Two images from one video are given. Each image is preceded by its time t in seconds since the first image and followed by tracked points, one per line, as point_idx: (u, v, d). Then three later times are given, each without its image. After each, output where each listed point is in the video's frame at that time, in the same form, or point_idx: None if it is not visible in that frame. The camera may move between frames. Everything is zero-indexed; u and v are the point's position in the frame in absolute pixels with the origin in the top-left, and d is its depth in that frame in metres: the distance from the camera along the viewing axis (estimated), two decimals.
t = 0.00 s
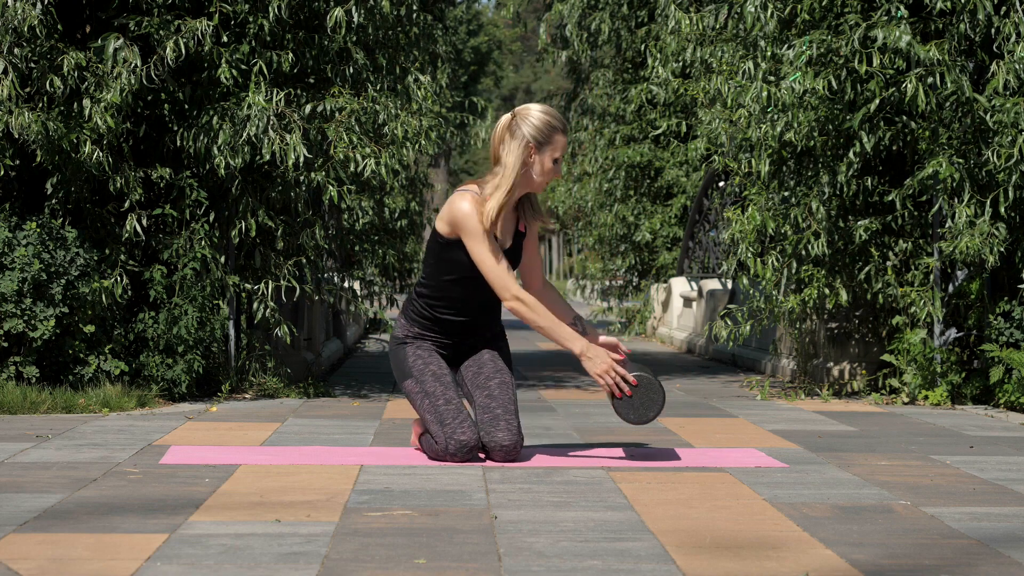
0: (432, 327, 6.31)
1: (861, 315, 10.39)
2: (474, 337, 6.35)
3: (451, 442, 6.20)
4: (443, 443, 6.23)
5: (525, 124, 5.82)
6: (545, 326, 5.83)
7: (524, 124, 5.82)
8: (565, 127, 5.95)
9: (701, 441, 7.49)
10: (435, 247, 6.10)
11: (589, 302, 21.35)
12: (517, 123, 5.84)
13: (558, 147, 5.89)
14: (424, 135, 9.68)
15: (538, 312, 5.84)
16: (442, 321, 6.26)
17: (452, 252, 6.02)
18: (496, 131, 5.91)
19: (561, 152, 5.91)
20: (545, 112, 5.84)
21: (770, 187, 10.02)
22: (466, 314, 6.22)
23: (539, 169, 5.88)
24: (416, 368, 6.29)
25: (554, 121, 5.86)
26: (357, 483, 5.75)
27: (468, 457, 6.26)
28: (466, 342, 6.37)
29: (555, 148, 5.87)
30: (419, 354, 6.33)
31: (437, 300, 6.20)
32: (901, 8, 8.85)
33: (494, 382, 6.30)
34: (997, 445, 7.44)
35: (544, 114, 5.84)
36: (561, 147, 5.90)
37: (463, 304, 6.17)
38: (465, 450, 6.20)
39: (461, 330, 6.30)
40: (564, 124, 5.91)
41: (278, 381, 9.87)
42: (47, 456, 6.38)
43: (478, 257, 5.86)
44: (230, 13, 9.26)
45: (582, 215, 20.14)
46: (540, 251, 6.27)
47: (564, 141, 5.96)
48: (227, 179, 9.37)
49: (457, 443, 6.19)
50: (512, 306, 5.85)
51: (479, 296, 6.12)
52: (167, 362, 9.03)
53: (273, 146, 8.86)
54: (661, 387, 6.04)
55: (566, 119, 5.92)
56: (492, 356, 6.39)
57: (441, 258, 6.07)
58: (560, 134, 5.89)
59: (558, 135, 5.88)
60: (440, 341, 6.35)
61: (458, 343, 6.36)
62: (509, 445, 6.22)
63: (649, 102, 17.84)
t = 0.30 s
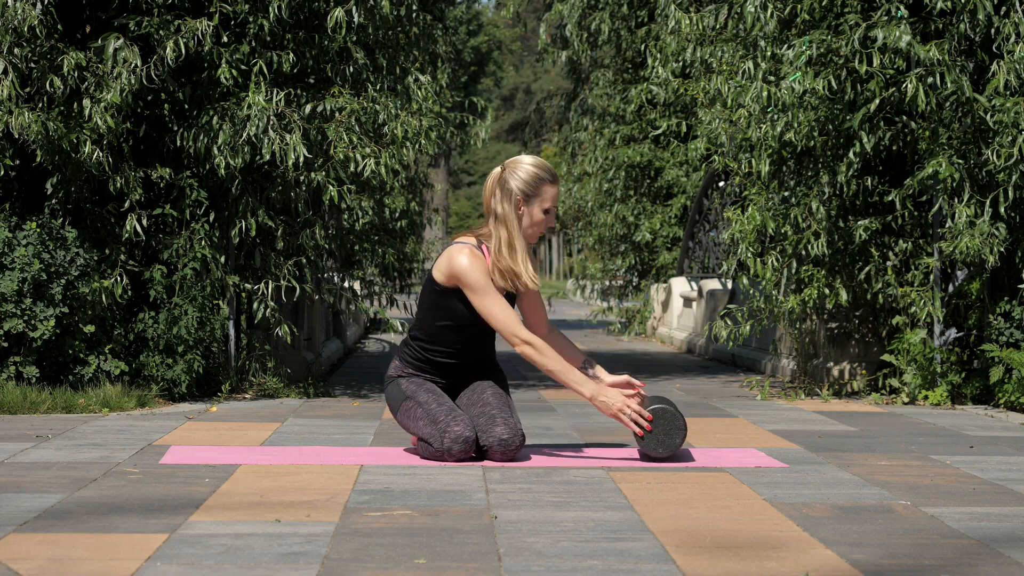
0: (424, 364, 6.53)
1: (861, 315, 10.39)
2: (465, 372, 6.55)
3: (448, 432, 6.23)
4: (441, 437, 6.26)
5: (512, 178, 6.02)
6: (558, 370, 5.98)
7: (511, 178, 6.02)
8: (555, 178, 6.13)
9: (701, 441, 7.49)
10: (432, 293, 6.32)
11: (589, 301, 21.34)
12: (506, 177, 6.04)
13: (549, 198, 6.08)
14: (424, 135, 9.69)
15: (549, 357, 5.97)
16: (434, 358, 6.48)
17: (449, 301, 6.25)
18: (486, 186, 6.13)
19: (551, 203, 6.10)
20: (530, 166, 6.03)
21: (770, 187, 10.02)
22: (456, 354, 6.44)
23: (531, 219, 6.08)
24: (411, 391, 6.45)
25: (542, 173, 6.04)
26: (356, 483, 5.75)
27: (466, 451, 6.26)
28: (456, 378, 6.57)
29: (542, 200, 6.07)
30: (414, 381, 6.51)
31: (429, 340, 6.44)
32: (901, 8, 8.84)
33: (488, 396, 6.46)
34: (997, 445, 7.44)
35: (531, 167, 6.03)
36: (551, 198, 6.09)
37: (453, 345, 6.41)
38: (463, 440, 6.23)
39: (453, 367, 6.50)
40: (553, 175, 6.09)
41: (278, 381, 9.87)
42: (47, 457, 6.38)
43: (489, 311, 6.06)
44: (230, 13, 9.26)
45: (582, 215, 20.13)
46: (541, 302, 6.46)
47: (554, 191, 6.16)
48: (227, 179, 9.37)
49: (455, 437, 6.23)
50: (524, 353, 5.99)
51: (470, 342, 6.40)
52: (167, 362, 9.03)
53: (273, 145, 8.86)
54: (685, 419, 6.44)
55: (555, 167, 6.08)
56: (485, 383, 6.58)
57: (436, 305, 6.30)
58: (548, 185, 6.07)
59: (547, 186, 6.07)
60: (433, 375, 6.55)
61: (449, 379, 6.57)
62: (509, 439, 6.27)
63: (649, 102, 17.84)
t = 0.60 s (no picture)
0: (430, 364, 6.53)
1: (861, 315, 10.39)
2: (473, 373, 6.54)
3: (434, 426, 6.23)
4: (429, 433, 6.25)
5: (512, 175, 5.98)
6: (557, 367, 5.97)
7: (512, 175, 5.98)
8: (559, 173, 6.02)
9: (701, 441, 7.49)
10: (438, 290, 6.35)
11: (589, 301, 21.33)
12: (507, 174, 6.01)
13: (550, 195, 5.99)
14: (424, 135, 9.69)
15: (549, 354, 5.98)
16: (441, 357, 6.48)
17: (455, 296, 6.26)
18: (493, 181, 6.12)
19: (551, 201, 6.00)
20: (530, 164, 5.96)
21: (770, 187, 10.03)
22: (463, 352, 6.44)
23: (530, 216, 6.02)
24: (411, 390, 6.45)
25: (543, 171, 5.96)
26: (357, 483, 5.75)
27: (450, 448, 6.25)
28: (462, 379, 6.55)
29: (542, 197, 5.98)
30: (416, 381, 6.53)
31: (436, 337, 6.45)
32: (901, 8, 8.84)
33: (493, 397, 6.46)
34: (997, 445, 7.44)
35: (531, 164, 5.98)
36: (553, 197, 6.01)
37: (460, 344, 6.41)
38: (449, 436, 6.21)
39: (460, 366, 6.50)
40: (556, 173, 6.01)
41: (278, 381, 9.87)
42: (47, 456, 6.38)
43: (490, 303, 6.07)
44: (230, 13, 9.27)
45: (582, 215, 20.13)
46: (542, 298, 6.55)
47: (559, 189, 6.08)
48: (227, 179, 9.37)
49: (442, 432, 6.21)
50: (524, 347, 5.99)
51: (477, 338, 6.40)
52: (167, 362, 9.03)
53: (273, 146, 8.86)
54: (679, 422, 6.46)
55: (557, 166, 6.00)
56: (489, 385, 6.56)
57: (443, 301, 6.33)
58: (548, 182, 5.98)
59: (548, 184, 5.98)
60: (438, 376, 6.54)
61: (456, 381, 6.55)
62: (512, 439, 6.26)
63: (649, 102, 17.85)
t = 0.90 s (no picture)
0: (432, 364, 6.52)
1: (861, 315, 10.39)
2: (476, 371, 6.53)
3: (405, 422, 6.26)
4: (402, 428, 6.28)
5: (503, 172, 6.00)
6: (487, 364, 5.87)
7: (502, 171, 6.00)
8: (551, 174, 5.98)
9: (701, 441, 7.49)
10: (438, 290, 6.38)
11: (589, 301, 21.33)
12: (499, 169, 6.03)
13: (536, 195, 5.96)
14: (424, 135, 9.69)
15: (479, 351, 5.88)
16: (443, 356, 6.48)
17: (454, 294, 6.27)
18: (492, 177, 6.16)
19: (538, 201, 5.97)
20: (519, 162, 5.96)
21: (770, 187, 10.03)
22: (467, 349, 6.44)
23: (517, 214, 6.01)
24: (403, 389, 6.46)
25: (530, 170, 5.94)
26: (357, 483, 5.75)
27: (422, 446, 6.27)
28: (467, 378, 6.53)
29: (527, 197, 5.96)
30: (408, 380, 6.54)
31: (437, 337, 6.46)
32: (901, 8, 8.84)
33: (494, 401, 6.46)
34: (997, 445, 7.44)
35: (523, 162, 5.97)
36: (539, 197, 5.97)
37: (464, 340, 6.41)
38: (418, 434, 6.23)
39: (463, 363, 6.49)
40: (547, 174, 5.96)
41: (278, 381, 9.87)
42: (47, 456, 6.38)
43: (444, 297, 6.08)
44: (230, 13, 9.27)
45: (582, 215, 20.12)
46: (552, 298, 6.59)
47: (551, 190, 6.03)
48: (227, 179, 9.37)
49: (409, 429, 6.24)
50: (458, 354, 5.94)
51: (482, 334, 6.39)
52: (167, 362, 9.03)
53: (273, 146, 8.86)
54: (683, 424, 6.48)
55: (548, 168, 5.96)
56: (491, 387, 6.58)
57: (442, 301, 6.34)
58: (536, 182, 5.96)
59: (534, 184, 5.95)
60: (438, 377, 6.54)
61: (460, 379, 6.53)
62: (513, 438, 6.26)
63: (650, 102, 17.85)
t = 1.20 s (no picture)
0: (427, 367, 6.51)
1: (861, 315, 10.39)
2: (473, 370, 6.52)
3: (397, 428, 6.26)
4: (395, 432, 6.29)
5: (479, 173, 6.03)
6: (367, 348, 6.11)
7: (478, 171, 6.02)
8: (528, 177, 5.97)
9: (701, 441, 7.49)
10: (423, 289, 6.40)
11: (589, 301, 21.33)
12: (476, 169, 6.05)
13: (511, 197, 5.97)
14: (424, 135, 9.70)
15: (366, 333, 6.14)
16: (437, 357, 6.48)
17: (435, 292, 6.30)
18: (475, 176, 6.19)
19: (513, 203, 5.98)
20: (494, 164, 5.97)
21: (770, 187, 10.03)
22: (460, 349, 6.44)
23: (492, 214, 6.04)
24: (397, 392, 6.46)
25: (503, 172, 5.95)
26: (356, 483, 5.76)
27: (415, 451, 6.27)
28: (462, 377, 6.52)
29: (502, 199, 5.98)
30: (403, 383, 6.52)
31: (428, 336, 6.47)
32: (901, 8, 8.84)
33: (491, 399, 6.45)
34: (997, 445, 7.44)
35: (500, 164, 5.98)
36: (513, 200, 5.98)
37: (456, 339, 6.42)
38: (410, 439, 6.24)
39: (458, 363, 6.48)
40: (522, 177, 5.96)
41: (278, 381, 9.86)
42: (47, 457, 6.38)
43: (387, 284, 6.31)
44: (230, 13, 9.27)
45: (581, 215, 20.12)
46: (549, 290, 6.53)
47: (527, 194, 6.02)
48: (227, 179, 9.37)
49: (403, 436, 6.24)
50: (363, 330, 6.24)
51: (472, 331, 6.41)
52: (167, 362, 9.03)
53: (273, 145, 8.86)
54: (691, 425, 6.48)
55: (524, 171, 5.96)
56: (490, 386, 6.57)
57: (427, 299, 6.36)
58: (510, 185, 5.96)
59: (508, 186, 5.96)
60: (434, 379, 6.52)
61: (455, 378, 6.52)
62: (512, 439, 6.25)
63: (649, 102, 17.85)
